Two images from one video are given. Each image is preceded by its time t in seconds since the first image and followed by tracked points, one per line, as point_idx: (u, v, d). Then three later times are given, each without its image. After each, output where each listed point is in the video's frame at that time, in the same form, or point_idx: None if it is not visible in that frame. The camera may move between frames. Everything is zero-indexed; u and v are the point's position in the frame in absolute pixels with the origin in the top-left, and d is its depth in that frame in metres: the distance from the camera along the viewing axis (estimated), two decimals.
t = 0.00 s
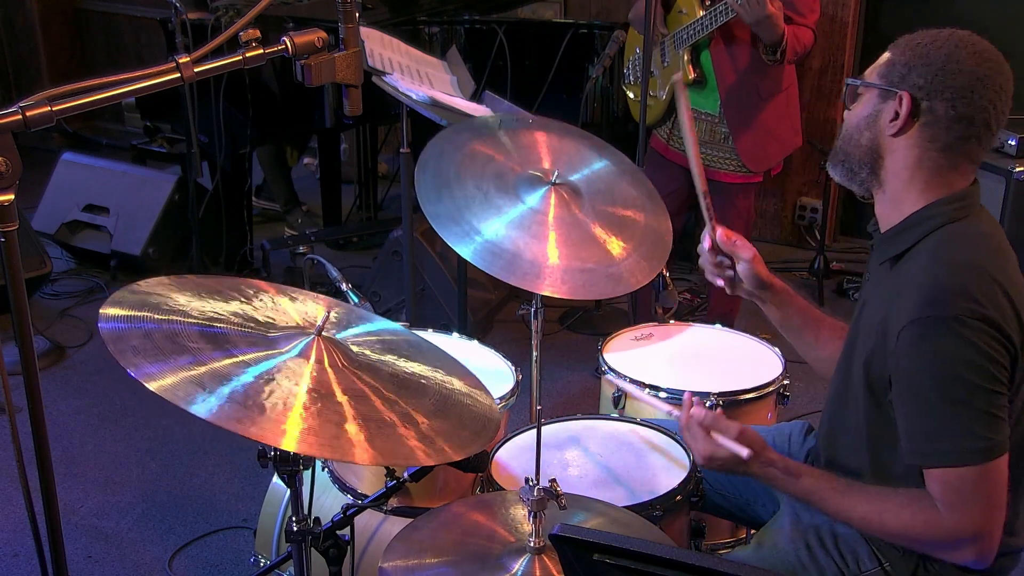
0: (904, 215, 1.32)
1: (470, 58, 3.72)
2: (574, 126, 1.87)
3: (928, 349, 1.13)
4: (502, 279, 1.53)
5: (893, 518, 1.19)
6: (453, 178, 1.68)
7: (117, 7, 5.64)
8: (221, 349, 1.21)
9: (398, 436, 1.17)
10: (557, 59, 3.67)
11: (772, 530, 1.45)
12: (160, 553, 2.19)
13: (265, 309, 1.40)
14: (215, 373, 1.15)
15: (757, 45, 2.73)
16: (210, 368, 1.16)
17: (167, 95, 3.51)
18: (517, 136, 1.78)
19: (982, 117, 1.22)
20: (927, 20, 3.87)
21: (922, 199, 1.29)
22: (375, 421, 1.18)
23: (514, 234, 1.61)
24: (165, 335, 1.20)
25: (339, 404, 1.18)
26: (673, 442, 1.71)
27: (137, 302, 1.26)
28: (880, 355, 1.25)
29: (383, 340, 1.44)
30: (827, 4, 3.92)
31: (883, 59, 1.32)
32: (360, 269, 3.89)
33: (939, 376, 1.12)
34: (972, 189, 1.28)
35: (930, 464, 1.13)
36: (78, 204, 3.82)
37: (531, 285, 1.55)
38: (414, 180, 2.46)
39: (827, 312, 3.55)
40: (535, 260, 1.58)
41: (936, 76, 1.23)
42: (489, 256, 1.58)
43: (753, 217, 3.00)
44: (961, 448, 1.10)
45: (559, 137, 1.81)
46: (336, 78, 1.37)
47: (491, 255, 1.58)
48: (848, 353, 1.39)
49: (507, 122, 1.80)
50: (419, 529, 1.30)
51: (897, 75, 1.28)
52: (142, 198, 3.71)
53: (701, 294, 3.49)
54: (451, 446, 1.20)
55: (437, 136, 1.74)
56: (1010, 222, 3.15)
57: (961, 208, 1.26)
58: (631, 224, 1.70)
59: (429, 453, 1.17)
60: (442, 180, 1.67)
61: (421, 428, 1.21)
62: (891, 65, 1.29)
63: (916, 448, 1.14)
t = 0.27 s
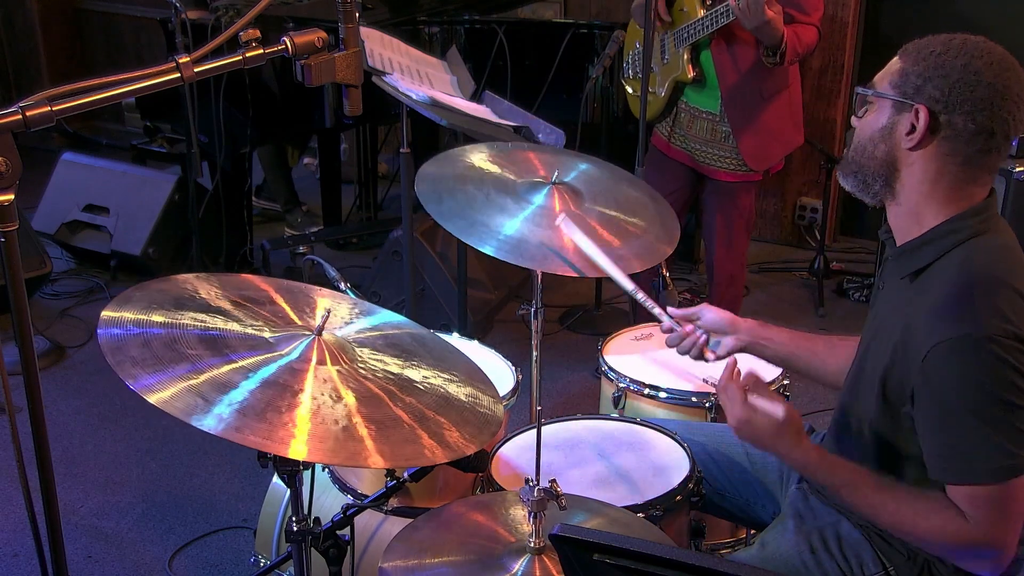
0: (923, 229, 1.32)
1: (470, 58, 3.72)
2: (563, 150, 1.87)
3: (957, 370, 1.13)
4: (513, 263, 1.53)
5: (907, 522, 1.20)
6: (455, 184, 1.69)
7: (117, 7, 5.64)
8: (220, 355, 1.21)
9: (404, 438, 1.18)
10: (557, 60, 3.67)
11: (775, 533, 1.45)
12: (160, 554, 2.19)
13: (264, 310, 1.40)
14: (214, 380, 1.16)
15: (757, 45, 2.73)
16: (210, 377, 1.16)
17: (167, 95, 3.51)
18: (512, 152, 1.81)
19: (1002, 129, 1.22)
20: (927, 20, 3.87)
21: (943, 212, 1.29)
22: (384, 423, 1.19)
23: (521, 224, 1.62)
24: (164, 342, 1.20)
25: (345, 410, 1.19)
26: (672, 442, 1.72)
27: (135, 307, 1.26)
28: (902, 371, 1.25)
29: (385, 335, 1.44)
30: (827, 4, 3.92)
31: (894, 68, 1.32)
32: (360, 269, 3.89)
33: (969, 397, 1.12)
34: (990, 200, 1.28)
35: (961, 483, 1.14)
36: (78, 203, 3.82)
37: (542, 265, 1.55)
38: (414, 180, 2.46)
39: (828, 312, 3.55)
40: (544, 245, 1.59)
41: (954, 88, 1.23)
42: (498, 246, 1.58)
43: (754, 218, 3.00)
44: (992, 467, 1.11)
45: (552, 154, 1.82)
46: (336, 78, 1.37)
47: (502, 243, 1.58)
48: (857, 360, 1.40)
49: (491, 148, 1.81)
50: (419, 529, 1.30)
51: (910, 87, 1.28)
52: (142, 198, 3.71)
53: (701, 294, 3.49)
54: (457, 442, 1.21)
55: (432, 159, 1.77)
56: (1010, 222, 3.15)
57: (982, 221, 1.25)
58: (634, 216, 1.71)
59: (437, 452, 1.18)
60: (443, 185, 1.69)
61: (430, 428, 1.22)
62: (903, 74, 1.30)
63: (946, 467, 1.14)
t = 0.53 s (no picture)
0: (913, 233, 1.33)
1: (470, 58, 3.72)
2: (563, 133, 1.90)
3: (947, 376, 1.13)
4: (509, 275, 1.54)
5: (907, 524, 1.20)
6: (454, 184, 1.69)
7: (117, 7, 5.64)
8: (222, 344, 1.21)
9: (393, 439, 1.18)
10: (557, 60, 3.67)
11: (775, 533, 1.45)
12: (160, 554, 2.19)
13: (268, 309, 1.40)
14: (215, 366, 1.16)
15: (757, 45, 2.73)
16: (210, 362, 1.16)
17: (167, 95, 3.51)
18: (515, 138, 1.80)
19: (983, 133, 1.24)
20: (927, 19, 3.87)
21: (933, 216, 1.30)
22: (369, 424, 1.18)
23: (518, 233, 1.62)
24: (166, 327, 1.20)
25: (334, 404, 1.18)
26: (672, 442, 1.71)
27: (140, 295, 1.26)
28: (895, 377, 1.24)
29: (381, 345, 1.44)
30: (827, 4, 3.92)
31: (874, 74, 1.34)
32: (360, 269, 3.89)
33: (960, 403, 1.12)
34: (978, 203, 1.29)
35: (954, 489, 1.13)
36: (78, 204, 3.82)
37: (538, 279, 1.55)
38: (413, 180, 2.46)
39: (828, 312, 3.55)
40: (540, 255, 1.59)
41: (934, 94, 1.25)
42: (494, 254, 1.58)
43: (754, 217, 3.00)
44: (983, 472, 1.11)
45: (555, 143, 1.82)
46: (336, 78, 1.37)
47: (498, 253, 1.58)
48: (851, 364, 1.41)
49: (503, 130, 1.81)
50: (419, 530, 1.30)
51: (891, 94, 1.30)
52: (142, 198, 3.71)
53: (701, 294, 3.49)
54: (442, 456, 1.19)
55: (433, 147, 1.76)
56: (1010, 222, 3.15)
57: (971, 224, 1.26)
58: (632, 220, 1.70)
59: (428, 459, 1.17)
60: (443, 185, 1.69)
61: (409, 432, 1.21)
62: (883, 82, 1.32)
63: (938, 472, 1.14)
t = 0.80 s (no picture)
0: (907, 236, 1.32)
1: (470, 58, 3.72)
2: (564, 121, 1.89)
3: (952, 375, 1.13)
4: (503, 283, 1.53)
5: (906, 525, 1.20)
6: (454, 179, 1.67)
7: (117, 7, 5.64)
8: (221, 347, 1.21)
9: (397, 436, 1.18)
10: (557, 60, 3.67)
11: (775, 532, 1.45)
12: (160, 553, 2.19)
13: (268, 309, 1.40)
14: (215, 370, 1.16)
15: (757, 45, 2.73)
16: (210, 366, 1.16)
17: (167, 95, 3.51)
18: (518, 131, 1.80)
19: (969, 132, 1.24)
20: (927, 19, 3.86)
21: (924, 219, 1.30)
22: (373, 422, 1.18)
23: (513, 237, 1.61)
24: (166, 332, 1.20)
25: (338, 404, 1.18)
26: (671, 442, 1.71)
27: (139, 299, 1.26)
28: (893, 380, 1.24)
29: (382, 342, 1.44)
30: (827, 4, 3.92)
31: (856, 80, 1.35)
32: (360, 269, 3.89)
33: (965, 403, 1.12)
34: (970, 203, 1.29)
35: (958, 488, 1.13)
36: (78, 203, 3.82)
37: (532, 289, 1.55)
38: (414, 180, 2.46)
39: (827, 312, 3.55)
40: (535, 263, 1.59)
41: (916, 97, 1.25)
42: (490, 259, 1.58)
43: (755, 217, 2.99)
44: (989, 471, 1.11)
45: (559, 133, 1.83)
46: (336, 78, 1.37)
47: (491, 258, 1.58)
48: (849, 365, 1.42)
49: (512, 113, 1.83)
50: (419, 529, 1.30)
51: (874, 99, 1.30)
52: (142, 198, 3.71)
53: (701, 294, 3.49)
54: (447, 451, 1.19)
55: (434, 133, 1.74)
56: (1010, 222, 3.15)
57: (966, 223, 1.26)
58: (630, 226, 1.70)
59: (435, 453, 1.18)
60: (443, 180, 1.67)
61: (415, 426, 1.21)
62: (866, 87, 1.32)
63: (941, 472, 1.14)
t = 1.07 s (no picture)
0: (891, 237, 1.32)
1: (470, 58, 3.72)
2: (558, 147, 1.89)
3: (936, 373, 1.12)
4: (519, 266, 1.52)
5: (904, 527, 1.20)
6: (454, 183, 1.68)
7: (117, 7, 5.64)
8: (220, 350, 1.21)
9: (400, 436, 1.18)
10: (557, 60, 3.67)
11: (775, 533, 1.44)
12: (160, 553, 2.19)
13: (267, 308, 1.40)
14: (214, 374, 1.16)
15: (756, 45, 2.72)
16: (209, 371, 1.16)
17: (167, 95, 3.51)
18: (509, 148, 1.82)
19: (932, 128, 1.23)
20: (927, 19, 3.86)
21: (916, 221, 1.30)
22: (376, 422, 1.18)
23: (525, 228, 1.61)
24: (165, 336, 1.20)
25: (339, 405, 1.18)
26: (672, 442, 1.72)
27: (138, 301, 1.26)
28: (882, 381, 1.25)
29: (383, 339, 1.44)
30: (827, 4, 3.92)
31: (822, 95, 1.36)
32: (360, 269, 3.89)
33: (952, 400, 1.11)
34: (954, 200, 1.29)
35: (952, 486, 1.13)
36: (78, 203, 3.82)
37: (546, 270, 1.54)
38: (413, 180, 2.46)
39: (827, 312, 3.56)
40: (547, 248, 1.58)
41: (876, 101, 1.26)
42: (501, 247, 1.57)
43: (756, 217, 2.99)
44: (982, 467, 1.11)
45: (549, 150, 1.83)
46: (336, 78, 1.37)
47: (504, 245, 1.57)
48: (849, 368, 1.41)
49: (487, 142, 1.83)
50: (419, 529, 1.30)
51: (839, 108, 1.31)
52: (142, 198, 3.71)
53: (701, 294, 3.49)
54: (451, 447, 1.20)
55: (428, 154, 1.76)
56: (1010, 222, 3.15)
57: (948, 222, 1.26)
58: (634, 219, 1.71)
59: (442, 451, 1.19)
60: (444, 186, 1.67)
61: (422, 428, 1.21)
62: (830, 99, 1.33)
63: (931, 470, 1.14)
